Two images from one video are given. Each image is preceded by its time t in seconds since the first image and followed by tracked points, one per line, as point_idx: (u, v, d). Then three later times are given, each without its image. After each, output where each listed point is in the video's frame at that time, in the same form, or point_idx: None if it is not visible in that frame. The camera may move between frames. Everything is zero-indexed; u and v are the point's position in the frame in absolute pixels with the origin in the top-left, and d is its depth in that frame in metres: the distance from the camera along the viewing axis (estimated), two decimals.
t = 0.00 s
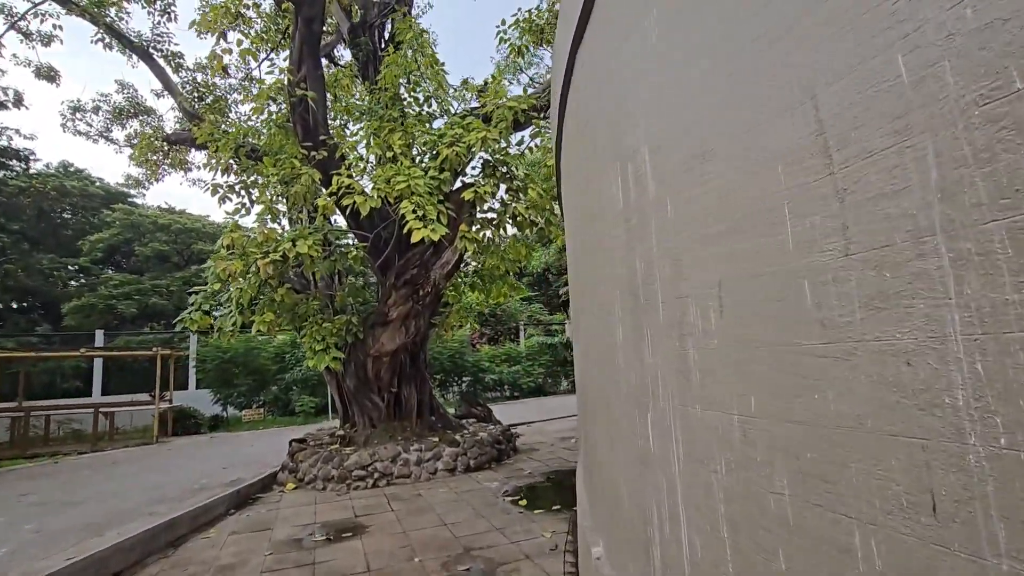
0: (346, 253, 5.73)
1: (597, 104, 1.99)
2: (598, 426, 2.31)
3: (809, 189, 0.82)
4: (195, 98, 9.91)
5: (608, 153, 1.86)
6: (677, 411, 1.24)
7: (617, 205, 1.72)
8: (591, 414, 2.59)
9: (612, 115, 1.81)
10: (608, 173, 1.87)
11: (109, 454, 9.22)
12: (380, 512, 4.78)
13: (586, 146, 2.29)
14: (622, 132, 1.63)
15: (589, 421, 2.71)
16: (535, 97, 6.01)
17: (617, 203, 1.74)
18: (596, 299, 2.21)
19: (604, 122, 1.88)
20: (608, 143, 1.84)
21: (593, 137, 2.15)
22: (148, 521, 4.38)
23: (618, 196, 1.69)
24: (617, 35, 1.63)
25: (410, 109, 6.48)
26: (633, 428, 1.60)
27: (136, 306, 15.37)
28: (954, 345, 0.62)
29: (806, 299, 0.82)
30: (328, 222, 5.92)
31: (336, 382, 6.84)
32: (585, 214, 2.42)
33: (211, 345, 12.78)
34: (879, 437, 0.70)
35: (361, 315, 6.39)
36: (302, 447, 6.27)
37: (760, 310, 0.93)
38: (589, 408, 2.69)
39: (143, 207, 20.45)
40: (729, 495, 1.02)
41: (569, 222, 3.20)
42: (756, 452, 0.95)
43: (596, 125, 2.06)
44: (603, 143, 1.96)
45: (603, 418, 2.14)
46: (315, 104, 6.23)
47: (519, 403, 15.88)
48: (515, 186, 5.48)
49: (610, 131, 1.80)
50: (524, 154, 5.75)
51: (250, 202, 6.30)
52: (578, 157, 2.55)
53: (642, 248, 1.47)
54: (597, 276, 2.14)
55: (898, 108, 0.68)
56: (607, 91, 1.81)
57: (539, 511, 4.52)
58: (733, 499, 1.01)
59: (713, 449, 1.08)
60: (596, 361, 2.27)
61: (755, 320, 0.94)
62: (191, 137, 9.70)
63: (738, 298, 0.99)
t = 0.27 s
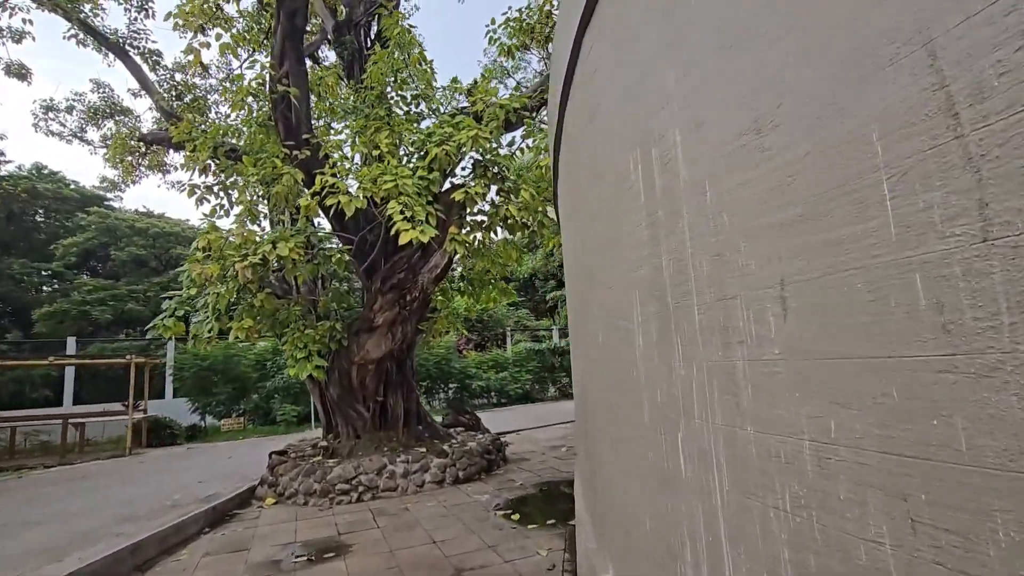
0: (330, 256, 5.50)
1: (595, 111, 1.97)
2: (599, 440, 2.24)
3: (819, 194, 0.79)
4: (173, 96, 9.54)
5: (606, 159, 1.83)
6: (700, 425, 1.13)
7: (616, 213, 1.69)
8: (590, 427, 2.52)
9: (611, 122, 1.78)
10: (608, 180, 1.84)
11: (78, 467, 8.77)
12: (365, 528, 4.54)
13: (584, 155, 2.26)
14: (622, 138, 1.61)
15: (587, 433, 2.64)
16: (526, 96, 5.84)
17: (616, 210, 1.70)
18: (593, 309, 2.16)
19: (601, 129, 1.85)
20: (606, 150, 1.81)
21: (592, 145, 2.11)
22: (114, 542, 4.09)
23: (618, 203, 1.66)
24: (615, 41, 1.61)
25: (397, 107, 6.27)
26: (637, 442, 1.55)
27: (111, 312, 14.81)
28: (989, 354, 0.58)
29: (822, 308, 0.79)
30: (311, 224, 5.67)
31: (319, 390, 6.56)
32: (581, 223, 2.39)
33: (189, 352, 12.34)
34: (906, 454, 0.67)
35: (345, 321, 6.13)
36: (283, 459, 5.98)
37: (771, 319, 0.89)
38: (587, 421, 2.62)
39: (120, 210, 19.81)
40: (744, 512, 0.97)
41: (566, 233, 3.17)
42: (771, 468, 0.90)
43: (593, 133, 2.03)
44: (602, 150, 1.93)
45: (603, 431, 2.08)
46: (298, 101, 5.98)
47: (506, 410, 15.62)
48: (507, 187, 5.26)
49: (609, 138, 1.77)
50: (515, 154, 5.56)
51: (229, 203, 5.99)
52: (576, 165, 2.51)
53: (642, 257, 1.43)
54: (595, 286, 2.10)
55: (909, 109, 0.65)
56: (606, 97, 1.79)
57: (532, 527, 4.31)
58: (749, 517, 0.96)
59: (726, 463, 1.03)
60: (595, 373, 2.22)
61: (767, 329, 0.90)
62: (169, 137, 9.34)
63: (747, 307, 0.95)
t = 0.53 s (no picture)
0: (312, 256, 5.27)
1: (593, 105, 1.88)
2: (605, 450, 2.08)
3: (930, 155, 0.65)
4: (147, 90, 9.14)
5: (610, 152, 1.72)
6: (754, 434, 0.96)
7: (626, 207, 1.57)
8: (592, 436, 2.37)
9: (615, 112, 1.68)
10: (611, 174, 1.73)
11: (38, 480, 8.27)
12: (347, 543, 4.29)
13: (581, 152, 2.16)
14: (630, 127, 1.50)
15: (590, 444, 2.49)
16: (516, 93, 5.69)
17: (626, 205, 1.58)
18: (599, 312, 2.03)
19: (603, 121, 1.75)
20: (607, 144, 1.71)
21: (590, 141, 2.01)
22: (74, 563, 3.77)
23: (628, 196, 1.55)
24: (617, 27, 1.52)
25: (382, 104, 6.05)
26: (658, 453, 1.40)
27: (79, 317, 14.19)
28: None
29: (935, 292, 0.64)
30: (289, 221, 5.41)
31: (299, 397, 6.27)
32: (582, 223, 2.27)
33: (161, 358, 11.85)
34: None
35: (327, 324, 5.87)
36: (259, 470, 5.67)
37: (862, 306, 0.74)
38: (589, 431, 2.47)
39: (91, 211, 19.10)
40: (816, 537, 0.82)
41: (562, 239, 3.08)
42: (855, 484, 0.75)
43: (590, 127, 1.93)
44: (602, 144, 1.82)
45: (612, 442, 1.93)
46: (279, 96, 5.73)
47: (490, 416, 15.40)
48: (497, 185, 5.06)
49: (614, 129, 1.66)
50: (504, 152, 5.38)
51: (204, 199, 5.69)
52: (573, 165, 2.41)
53: (666, 250, 1.30)
54: (599, 287, 1.97)
55: None
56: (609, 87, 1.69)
57: (524, 539, 4.11)
58: (822, 543, 0.80)
59: (787, 476, 0.88)
60: (601, 380, 2.08)
61: (852, 320, 0.75)
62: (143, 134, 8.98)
63: (823, 294, 0.80)
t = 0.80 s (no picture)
0: (293, 255, 5.04)
1: (605, 97, 1.75)
2: (615, 463, 1.94)
3: None
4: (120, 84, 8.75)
5: (624, 146, 1.60)
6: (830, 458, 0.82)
7: (645, 204, 1.44)
8: (597, 448, 2.23)
9: (631, 102, 1.57)
10: (627, 169, 1.61)
11: None
12: (329, 559, 4.06)
13: (588, 148, 2.04)
14: (652, 118, 1.38)
15: (593, 456, 2.35)
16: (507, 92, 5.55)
17: (644, 202, 1.46)
18: (608, 317, 1.90)
19: (617, 113, 1.63)
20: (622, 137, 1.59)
21: (599, 135, 1.89)
22: None
23: (647, 193, 1.42)
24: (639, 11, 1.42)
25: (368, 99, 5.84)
26: (689, 473, 1.26)
27: (45, 319, 13.58)
28: None
29: None
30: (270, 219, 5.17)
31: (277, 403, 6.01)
32: (587, 223, 2.14)
33: (132, 362, 11.38)
34: None
35: (308, 327, 5.61)
36: (235, 480, 5.39)
37: (993, 309, 0.61)
38: (592, 442, 2.33)
39: (59, 210, 18.37)
40: None
41: (561, 242, 2.95)
42: (983, 525, 0.61)
43: (600, 121, 1.81)
44: (615, 138, 1.70)
45: (623, 456, 1.79)
46: (260, 89, 5.49)
47: (474, 421, 15.17)
48: (488, 184, 4.88)
49: (631, 120, 1.54)
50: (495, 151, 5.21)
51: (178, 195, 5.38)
52: (577, 162, 2.28)
53: (699, 248, 1.17)
54: (608, 291, 1.85)
55: None
56: (626, 76, 1.57)
57: (516, 553, 3.94)
58: None
59: (872, 509, 0.75)
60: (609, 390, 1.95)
61: (981, 326, 0.62)
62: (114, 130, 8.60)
63: (933, 294, 0.67)
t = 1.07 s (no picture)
0: (274, 249, 4.82)
1: (622, 71, 1.62)
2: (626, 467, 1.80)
3: None
4: (92, 71, 8.36)
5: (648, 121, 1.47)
6: (940, 465, 0.68)
7: (672, 183, 1.31)
8: (605, 451, 2.09)
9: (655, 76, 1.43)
10: (649, 147, 1.48)
11: None
12: (310, 570, 3.84)
13: (600, 129, 1.90)
14: (681, 86, 1.25)
15: (598, 458, 2.22)
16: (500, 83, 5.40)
17: (670, 180, 1.33)
18: (620, 310, 1.76)
19: (638, 87, 1.49)
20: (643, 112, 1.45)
21: (613, 114, 1.76)
22: None
23: (674, 170, 1.29)
24: None
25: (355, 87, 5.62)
26: (731, 478, 1.11)
27: (10, 318, 12.98)
28: None
29: None
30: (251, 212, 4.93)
31: (256, 405, 5.75)
32: (596, 210, 2.00)
33: (104, 363, 10.93)
34: None
35: (289, 326, 5.36)
36: (210, 487, 5.11)
37: None
38: (598, 444, 2.20)
39: (27, 205, 17.64)
40: None
41: (563, 233, 2.81)
42: None
43: (615, 98, 1.68)
44: (633, 115, 1.56)
45: (638, 459, 1.65)
46: (241, 76, 5.24)
47: (458, 424, 14.94)
48: (480, 177, 4.69)
49: (654, 92, 1.41)
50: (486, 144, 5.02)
51: (151, 185, 5.08)
52: (586, 146, 2.14)
53: (745, 226, 1.04)
54: (622, 282, 1.71)
55: None
56: (649, 44, 1.44)
57: (509, 561, 3.76)
58: None
59: (1004, 524, 0.61)
60: (622, 388, 1.81)
61: None
62: (84, 118, 8.18)
63: None
